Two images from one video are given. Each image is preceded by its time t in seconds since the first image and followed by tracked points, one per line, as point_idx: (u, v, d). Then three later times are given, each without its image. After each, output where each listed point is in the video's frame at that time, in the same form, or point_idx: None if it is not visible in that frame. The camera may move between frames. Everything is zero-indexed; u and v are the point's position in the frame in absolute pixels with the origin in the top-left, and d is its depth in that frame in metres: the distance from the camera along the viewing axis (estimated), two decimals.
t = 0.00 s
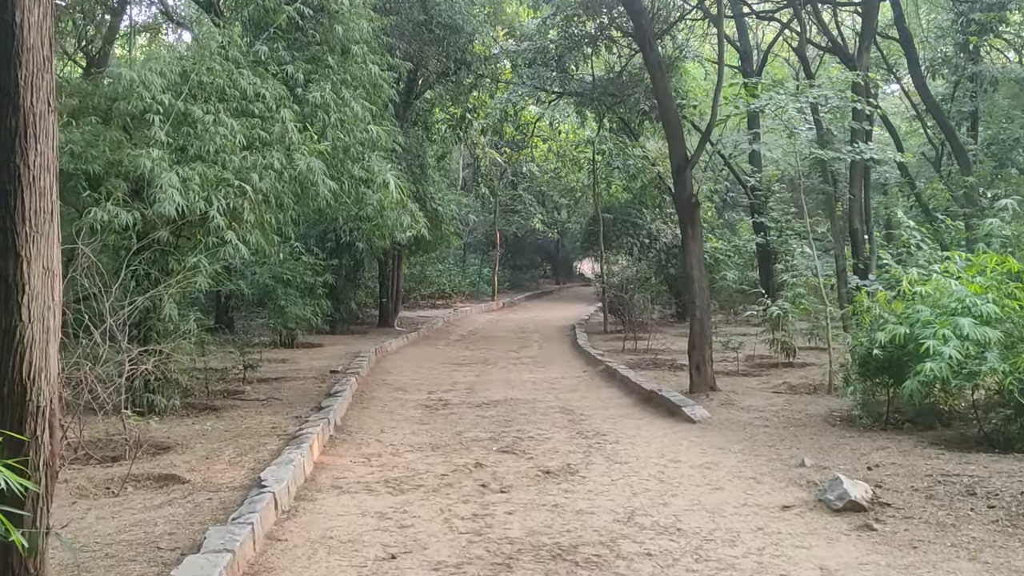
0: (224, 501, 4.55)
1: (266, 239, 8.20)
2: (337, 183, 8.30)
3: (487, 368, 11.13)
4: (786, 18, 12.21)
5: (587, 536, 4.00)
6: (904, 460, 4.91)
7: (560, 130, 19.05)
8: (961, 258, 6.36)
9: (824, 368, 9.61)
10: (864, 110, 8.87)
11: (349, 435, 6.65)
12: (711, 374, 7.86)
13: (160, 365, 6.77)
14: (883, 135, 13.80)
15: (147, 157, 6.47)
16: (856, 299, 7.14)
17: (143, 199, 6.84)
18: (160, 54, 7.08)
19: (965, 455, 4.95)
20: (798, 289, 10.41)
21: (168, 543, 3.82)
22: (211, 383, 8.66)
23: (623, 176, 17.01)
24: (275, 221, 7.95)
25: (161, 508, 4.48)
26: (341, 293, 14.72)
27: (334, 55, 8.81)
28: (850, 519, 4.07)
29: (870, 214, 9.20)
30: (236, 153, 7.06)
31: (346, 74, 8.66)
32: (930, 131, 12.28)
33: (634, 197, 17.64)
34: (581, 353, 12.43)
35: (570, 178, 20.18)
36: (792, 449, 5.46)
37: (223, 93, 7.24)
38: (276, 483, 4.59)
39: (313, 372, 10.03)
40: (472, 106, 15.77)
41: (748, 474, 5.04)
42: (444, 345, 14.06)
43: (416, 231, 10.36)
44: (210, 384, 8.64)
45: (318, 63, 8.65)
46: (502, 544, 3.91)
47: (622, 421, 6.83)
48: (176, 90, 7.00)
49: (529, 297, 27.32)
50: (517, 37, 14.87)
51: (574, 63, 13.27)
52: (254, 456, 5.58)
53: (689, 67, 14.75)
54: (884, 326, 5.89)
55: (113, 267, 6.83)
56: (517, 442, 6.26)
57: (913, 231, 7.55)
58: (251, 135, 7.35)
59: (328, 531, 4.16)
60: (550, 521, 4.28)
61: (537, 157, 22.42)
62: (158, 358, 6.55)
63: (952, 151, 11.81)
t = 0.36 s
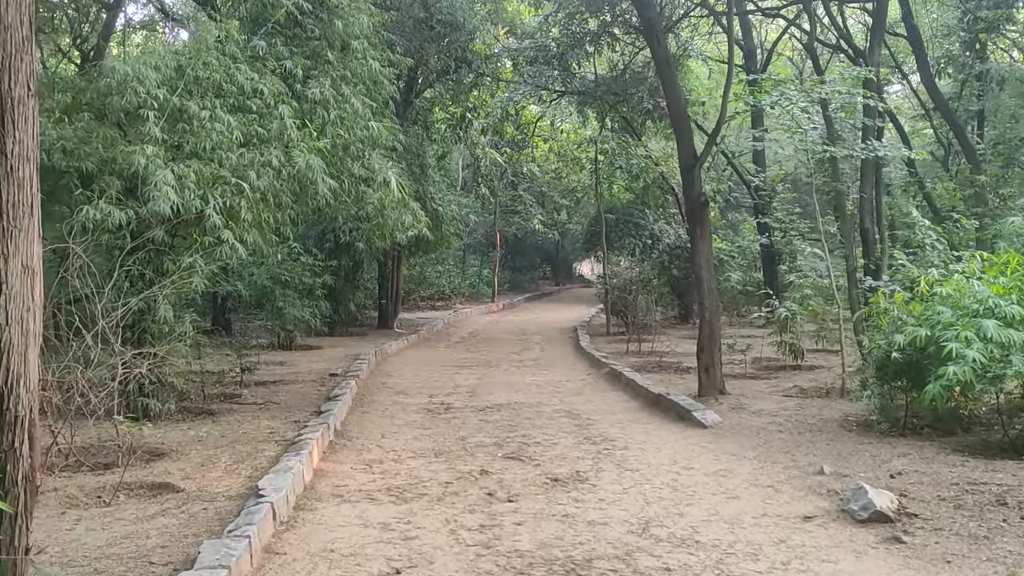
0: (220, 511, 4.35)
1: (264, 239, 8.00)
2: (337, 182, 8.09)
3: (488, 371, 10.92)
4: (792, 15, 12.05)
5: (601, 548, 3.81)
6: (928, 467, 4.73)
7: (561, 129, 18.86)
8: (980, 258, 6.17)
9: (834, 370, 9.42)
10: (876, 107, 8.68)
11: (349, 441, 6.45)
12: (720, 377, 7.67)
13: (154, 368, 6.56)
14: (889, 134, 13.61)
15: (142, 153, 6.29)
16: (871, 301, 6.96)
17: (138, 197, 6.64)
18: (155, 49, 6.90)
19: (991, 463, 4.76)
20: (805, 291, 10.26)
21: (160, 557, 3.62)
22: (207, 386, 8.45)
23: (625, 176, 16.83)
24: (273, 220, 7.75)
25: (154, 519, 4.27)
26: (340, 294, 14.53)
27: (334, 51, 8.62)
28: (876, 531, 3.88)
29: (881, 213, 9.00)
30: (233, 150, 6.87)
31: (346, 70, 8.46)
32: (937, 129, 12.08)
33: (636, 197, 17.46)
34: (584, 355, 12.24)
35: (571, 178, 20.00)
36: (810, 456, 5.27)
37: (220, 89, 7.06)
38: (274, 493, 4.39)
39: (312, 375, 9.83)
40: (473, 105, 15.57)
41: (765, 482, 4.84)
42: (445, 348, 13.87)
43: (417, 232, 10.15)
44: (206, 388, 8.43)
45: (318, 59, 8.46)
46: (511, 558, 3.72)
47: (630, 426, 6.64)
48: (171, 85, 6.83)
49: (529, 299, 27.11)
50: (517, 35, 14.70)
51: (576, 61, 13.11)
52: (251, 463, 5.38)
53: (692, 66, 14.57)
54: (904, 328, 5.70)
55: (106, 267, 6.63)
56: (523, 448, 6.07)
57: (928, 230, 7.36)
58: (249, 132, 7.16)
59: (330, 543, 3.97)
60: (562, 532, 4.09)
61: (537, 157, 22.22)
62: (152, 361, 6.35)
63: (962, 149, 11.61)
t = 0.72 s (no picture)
0: (218, 521, 4.17)
1: (262, 239, 7.83)
2: (337, 180, 7.91)
3: (490, 373, 10.74)
4: (797, 13, 11.89)
5: (617, 560, 3.64)
6: (952, 475, 4.56)
7: (562, 129, 18.69)
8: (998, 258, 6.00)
9: (842, 372, 9.26)
10: (888, 103, 8.49)
11: (350, 446, 6.27)
12: (729, 380, 7.49)
13: (150, 371, 6.38)
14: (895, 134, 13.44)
15: (137, 150, 6.12)
16: (886, 302, 6.77)
17: (134, 195, 6.47)
18: (151, 43, 6.73)
19: (1018, 470, 4.59)
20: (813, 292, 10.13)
21: (154, 571, 3.45)
22: (204, 389, 8.27)
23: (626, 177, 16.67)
24: (272, 219, 7.57)
25: (148, 529, 4.09)
26: (339, 295, 14.34)
27: (334, 46, 8.43)
28: (904, 542, 3.72)
29: (892, 213, 8.83)
30: (231, 147, 6.68)
31: (347, 66, 8.26)
32: (944, 127, 11.89)
33: (638, 197, 17.29)
34: (587, 357, 12.08)
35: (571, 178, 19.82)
36: (828, 461, 5.09)
37: (218, 85, 6.89)
38: (274, 502, 4.21)
39: (312, 377, 9.65)
40: (473, 105, 15.40)
41: (784, 489, 4.67)
42: (445, 349, 13.70)
43: (418, 231, 9.97)
44: (203, 391, 8.24)
45: (318, 55, 8.28)
46: (523, 571, 3.55)
47: (639, 430, 6.47)
48: (168, 81, 6.66)
49: (529, 300, 26.91)
50: (517, 34, 14.54)
51: (578, 60, 12.95)
52: (249, 470, 5.20)
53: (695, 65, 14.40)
54: (922, 330, 5.53)
55: (101, 267, 6.46)
56: (530, 453, 5.89)
57: (942, 229, 7.19)
58: (247, 129, 6.98)
59: (332, 556, 3.79)
60: (575, 543, 3.91)
61: (538, 157, 22.02)
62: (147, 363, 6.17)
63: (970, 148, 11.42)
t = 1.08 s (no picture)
0: (212, 534, 3.96)
1: (260, 239, 7.61)
2: (336, 179, 7.68)
3: (492, 376, 10.53)
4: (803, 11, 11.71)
5: None
6: (980, 484, 4.37)
7: (563, 128, 18.48)
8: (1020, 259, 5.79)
9: (853, 376, 9.06)
10: (900, 100, 8.30)
11: (350, 453, 6.06)
12: (739, 384, 7.30)
13: (143, 375, 6.16)
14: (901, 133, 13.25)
15: (130, 147, 5.92)
16: (902, 304, 6.58)
17: (127, 193, 6.25)
18: (145, 36, 6.52)
19: None
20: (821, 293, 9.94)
21: None
22: (199, 393, 8.05)
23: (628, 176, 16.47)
24: (269, 218, 7.35)
25: (138, 543, 3.88)
26: (338, 296, 14.13)
27: (333, 42, 8.22)
28: (937, 558, 3.52)
29: (905, 212, 8.63)
30: (227, 144, 6.47)
31: (346, 62, 8.05)
32: (952, 126, 11.69)
33: (640, 198, 17.09)
34: (590, 359, 11.89)
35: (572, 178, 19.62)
36: (848, 470, 4.90)
37: (214, 80, 6.69)
38: (271, 514, 4.00)
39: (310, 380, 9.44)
40: (473, 105, 15.18)
41: (805, 499, 4.47)
42: (446, 352, 13.51)
43: (419, 231, 9.77)
44: (199, 395, 8.03)
45: (316, 51, 8.07)
46: None
47: (648, 436, 6.26)
48: (162, 75, 6.46)
49: (529, 301, 26.69)
50: (518, 33, 14.34)
51: (580, 58, 12.76)
52: (245, 479, 4.98)
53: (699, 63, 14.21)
54: (942, 333, 5.32)
55: (92, 268, 6.24)
56: (536, 460, 5.69)
57: (959, 228, 7.00)
58: (243, 126, 6.76)
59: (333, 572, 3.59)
60: (588, 558, 3.71)
61: (537, 157, 21.81)
62: (140, 367, 5.96)
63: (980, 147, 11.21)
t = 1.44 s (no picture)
0: (206, 548, 3.76)
1: (257, 238, 7.40)
2: (335, 177, 7.47)
3: (494, 378, 10.34)
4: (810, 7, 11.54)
5: None
6: (1010, 494, 4.19)
7: (564, 127, 18.28)
8: None
9: (863, 378, 8.88)
10: (914, 96, 8.12)
11: (350, 459, 5.86)
12: (749, 387, 7.10)
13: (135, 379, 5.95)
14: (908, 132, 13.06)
15: (122, 143, 5.73)
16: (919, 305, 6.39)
17: (120, 191, 6.06)
18: (139, 30, 6.34)
19: None
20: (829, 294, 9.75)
21: None
22: (195, 397, 7.85)
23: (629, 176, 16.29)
24: (266, 217, 7.14)
25: (127, 557, 3.68)
26: (336, 297, 13.92)
27: (333, 37, 8.02)
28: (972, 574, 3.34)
29: (917, 211, 8.44)
30: (223, 140, 6.28)
31: (345, 57, 7.84)
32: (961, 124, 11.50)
33: (641, 197, 16.90)
34: (594, 361, 11.70)
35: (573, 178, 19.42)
36: (869, 478, 4.71)
37: (210, 75, 6.50)
38: (268, 527, 3.80)
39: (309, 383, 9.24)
40: (473, 104, 14.98)
41: (826, 509, 4.29)
42: (446, 353, 13.32)
43: (420, 231, 9.56)
44: (194, 399, 7.82)
45: (315, 46, 7.88)
46: None
47: (657, 442, 6.07)
48: (156, 70, 6.27)
49: (529, 303, 26.49)
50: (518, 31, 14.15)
51: (582, 56, 12.52)
52: (241, 488, 4.78)
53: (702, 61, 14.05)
54: (965, 336, 5.12)
55: (84, 268, 6.04)
56: (543, 467, 5.50)
57: (977, 227, 6.81)
58: (240, 121, 6.56)
59: None
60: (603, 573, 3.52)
61: (537, 157, 21.61)
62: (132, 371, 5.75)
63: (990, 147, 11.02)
